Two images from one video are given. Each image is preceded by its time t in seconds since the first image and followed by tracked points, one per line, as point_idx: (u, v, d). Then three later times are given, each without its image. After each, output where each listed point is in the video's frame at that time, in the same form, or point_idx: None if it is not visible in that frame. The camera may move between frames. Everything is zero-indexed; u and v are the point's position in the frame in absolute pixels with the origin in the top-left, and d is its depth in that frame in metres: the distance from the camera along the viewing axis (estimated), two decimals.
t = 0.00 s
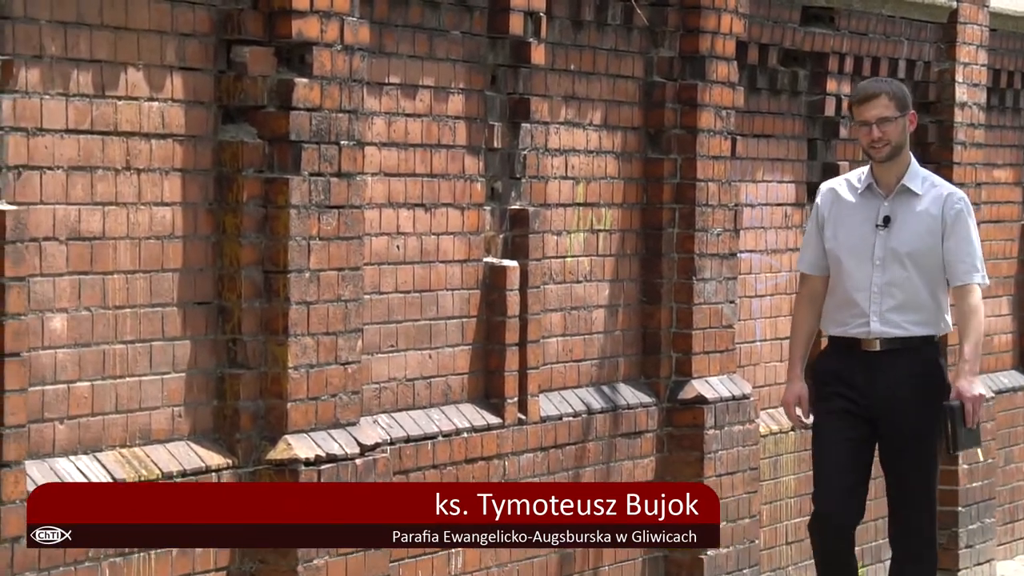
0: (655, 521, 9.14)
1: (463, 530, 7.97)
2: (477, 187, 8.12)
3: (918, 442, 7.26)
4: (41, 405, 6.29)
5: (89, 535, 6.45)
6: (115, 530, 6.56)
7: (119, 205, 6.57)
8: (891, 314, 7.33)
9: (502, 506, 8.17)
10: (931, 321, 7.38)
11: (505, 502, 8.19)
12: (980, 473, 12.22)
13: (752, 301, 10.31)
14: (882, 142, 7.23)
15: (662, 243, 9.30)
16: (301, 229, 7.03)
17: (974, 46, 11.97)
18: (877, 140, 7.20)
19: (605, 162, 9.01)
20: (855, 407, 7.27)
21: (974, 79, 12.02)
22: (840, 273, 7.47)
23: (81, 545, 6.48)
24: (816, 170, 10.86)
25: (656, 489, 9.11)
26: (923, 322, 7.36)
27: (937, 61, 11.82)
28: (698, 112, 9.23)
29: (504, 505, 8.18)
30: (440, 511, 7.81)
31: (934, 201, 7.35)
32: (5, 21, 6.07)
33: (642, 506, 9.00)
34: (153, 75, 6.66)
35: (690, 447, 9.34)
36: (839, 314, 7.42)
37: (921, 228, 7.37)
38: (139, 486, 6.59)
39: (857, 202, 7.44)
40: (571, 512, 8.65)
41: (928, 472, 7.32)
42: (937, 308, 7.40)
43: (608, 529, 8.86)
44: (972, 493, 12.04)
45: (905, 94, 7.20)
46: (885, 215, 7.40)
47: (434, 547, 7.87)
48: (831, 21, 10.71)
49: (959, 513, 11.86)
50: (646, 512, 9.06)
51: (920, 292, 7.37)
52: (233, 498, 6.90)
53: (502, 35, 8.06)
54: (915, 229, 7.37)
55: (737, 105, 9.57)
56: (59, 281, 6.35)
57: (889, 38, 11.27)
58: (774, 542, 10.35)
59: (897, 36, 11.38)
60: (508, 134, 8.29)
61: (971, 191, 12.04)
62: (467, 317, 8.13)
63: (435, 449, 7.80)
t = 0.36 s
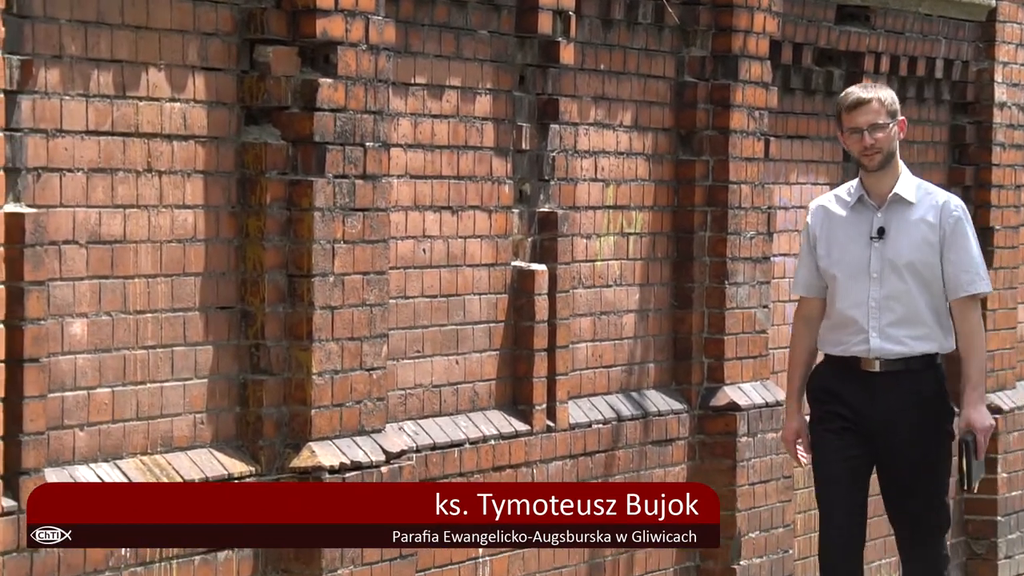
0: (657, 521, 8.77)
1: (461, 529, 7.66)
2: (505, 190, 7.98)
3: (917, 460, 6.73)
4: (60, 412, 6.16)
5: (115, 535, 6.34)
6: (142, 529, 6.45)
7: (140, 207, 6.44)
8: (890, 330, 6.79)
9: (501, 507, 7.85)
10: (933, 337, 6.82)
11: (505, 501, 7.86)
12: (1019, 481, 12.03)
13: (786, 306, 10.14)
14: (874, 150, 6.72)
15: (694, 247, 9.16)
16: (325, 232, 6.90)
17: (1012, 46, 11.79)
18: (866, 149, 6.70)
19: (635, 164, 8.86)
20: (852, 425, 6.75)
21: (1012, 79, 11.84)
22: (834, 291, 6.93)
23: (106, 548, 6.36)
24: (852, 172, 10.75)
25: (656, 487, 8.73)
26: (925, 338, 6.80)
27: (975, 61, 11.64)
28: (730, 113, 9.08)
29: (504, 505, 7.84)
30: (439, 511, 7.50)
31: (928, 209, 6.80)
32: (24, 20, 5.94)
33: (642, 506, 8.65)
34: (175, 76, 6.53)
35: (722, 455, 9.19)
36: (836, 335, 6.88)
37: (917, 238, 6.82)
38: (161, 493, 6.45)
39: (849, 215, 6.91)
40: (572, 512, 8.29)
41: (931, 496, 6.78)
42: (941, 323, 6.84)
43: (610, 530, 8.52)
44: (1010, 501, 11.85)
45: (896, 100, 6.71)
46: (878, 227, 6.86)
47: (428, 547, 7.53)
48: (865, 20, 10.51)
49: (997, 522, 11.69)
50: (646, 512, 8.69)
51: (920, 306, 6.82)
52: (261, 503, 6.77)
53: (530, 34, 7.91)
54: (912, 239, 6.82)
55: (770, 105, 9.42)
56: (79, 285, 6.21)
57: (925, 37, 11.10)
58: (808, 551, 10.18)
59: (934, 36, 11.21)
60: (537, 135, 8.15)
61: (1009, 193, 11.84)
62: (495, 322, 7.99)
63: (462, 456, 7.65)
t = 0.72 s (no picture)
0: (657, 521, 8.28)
1: (461, 529, 7.32)
2: (529, 188, 7.81)
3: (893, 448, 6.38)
4: (75, 415, 6.01)
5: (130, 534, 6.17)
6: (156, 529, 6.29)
7: (155, 206, 6.28)
8: (877, 325, 6.47)
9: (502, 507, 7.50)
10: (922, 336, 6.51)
11: (505, 501, 7.52)
12: None
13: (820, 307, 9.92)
14: (871, 144, 6.40)
15: (722, 246, 8.99)
16: (345, 232, 6.74)
17: None
18: (862, 142, 6.39)
19: (662, 162, 8.69)
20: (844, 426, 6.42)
21: None
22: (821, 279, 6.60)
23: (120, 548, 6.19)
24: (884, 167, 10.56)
25: (656, 487, 8.22)
26: (915, 336, 6.49)
27: (1013, 55, 11.39)
28: (760, 109, 8.91)
29: (505, 505, 7.51)
30: (440, 511, 7.15)
31: (928, 204, 6.52)
32: (37, 14, 5.78)
33: (642, 506, 8.17)
34: (191, 71, 6.37)
35: (752, 459, 9.02)
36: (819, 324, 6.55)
37: (913, 232, 6.51)
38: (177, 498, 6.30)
39: (843, 201, 6.59)
40: (571, 511, 7.90)
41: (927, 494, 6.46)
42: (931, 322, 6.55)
43: (610, 528, 8.09)
44: None
45: (896, 94, 6.36)
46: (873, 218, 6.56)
47: (428, 546, 7.18)
48: (898, 13, 10.40)
49: None
50: (645, 512, 8.20)
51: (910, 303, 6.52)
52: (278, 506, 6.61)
53: (556, 29, 7.74)
54: (907, 234, 6.52)
55: (800, 101, 9.26)
56: (93, 286, 6.06)
57: (960, 31, 10.90)
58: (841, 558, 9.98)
59: (969, 29, 11.02)
60: (561, 132, 7.98)
61: None
62: (518, 323, 7.82)
63: (485, 461, 7.48)
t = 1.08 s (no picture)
0: (656, 521, 8.14)
1: (463, 530, 7.06)
2: (552, 188, 7.69)
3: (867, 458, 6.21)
4: (90, 418, 5.90)
5: (142, 534, 6.06)
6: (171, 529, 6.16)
7: (172, 206, 6.17)
8: (856, 338, 6.31)
9: (502, 507, 7.29)
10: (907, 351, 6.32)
11: (505, 501, 7.32)
12: None
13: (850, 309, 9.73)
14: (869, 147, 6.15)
15: (749, 247, 8.83)
16: (366, 232, 6.63)
17: None
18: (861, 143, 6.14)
19: (688, 161, 8.56)
20: (819, 430, 6.31)
21: None
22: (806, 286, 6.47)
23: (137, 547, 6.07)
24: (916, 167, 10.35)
25: (656, 486, 8.12)
26: (896, 350, 6.31)
27: None
28: (788, 107, 8.79)
29: (505, 504, 7.30)
30: (439, 511, 6.90)
31: (920, 216, 6.29)
32: (53, 11, 5.67)
33: (642, 505, 8.03)
34: (209, 69, 6.26)
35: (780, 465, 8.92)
36: (802, 333, 6.44)
37: (901, 244, 6.30)
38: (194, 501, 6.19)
39: (835, 207, 6.43)
40: (571, 511, 7.69)
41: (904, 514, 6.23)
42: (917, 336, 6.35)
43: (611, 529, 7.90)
44: None
45: (899, 97, 6.14)
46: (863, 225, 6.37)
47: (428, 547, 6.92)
48: (930, 9, 10.28)
49: None
50: (646, 511, 8.06)
51: (893, 316, 6.32)
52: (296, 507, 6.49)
53: (580, 25, 7.62)
54: (895, 245, 6.31)
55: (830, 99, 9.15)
56: (110, 287, 5.95)
57: (993, 27, 10.75)
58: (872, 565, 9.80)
59: (1003, 26, 10.86)
60: (586, 130, 7.86)
61: None
62: (542, 325, 7.70)
63: (508, 465, 7.36)
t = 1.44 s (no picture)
0: (656, 521, 7.69)
1: (460, 529, 6.70)
2: (591, 187, 7.57)
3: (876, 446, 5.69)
4: (123, 422, 5.79)
5: (169, 534, 5.92)
6: (200, 528, 5.97)
7: (205, 206, 6.06)
8: (863, 329, 5.81)
9: (499, 505, 6.89)
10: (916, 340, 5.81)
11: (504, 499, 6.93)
12: None
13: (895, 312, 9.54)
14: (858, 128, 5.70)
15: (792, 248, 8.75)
16: (402, 232, 6.51)
17: None
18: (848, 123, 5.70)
19: (729, 160, 8.44)
20: (818, 439, 5.78)
21: None
22: (810, 278, 5.96)
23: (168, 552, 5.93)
24: (963, 167, 10.21)
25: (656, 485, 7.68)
26: (905, 340, 5.80)
27: None
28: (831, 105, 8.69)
29: (504, 503, 6.91)
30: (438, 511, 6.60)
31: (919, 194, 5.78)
32: (84, 8, 5.57)
33: (642, 505, 7.59)
34: (242, 67, 6.15)
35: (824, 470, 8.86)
36: (809, 328, 5.94)
37: (903, 226, 5.79)
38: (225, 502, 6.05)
39: (834, 192, 5.94)
40: (570, 510, 7.28)
41: (918, 516, 5.69)
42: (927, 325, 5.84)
43: (608, 528, 7.47)
44: None
45: (891, 73, 5.69)
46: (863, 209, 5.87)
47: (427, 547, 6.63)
48: (977, 6, 10.14)
49: None
50: (645, 511, 7.63)
51: (900, 303, 5.82)
52: (330, 506, 6.41)
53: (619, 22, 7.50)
54: (897, 227, 5.80)
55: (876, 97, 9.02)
56: (142, 288, 5.85)
57: None
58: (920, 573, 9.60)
59: None
60: (625, 129, 7.74)
61: None
62: (580, 328, 7.58)
63: (546, 470, 7.24)
